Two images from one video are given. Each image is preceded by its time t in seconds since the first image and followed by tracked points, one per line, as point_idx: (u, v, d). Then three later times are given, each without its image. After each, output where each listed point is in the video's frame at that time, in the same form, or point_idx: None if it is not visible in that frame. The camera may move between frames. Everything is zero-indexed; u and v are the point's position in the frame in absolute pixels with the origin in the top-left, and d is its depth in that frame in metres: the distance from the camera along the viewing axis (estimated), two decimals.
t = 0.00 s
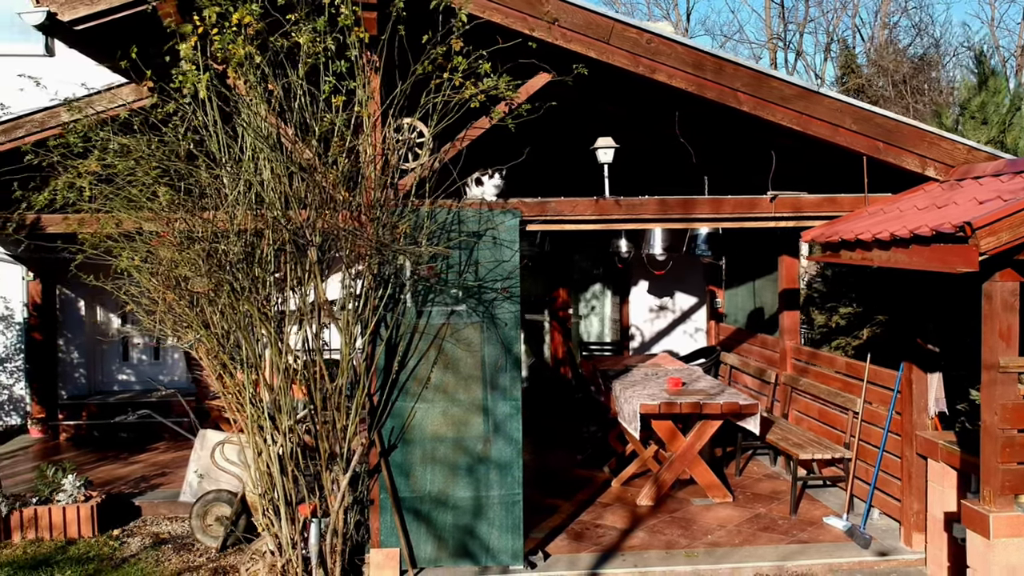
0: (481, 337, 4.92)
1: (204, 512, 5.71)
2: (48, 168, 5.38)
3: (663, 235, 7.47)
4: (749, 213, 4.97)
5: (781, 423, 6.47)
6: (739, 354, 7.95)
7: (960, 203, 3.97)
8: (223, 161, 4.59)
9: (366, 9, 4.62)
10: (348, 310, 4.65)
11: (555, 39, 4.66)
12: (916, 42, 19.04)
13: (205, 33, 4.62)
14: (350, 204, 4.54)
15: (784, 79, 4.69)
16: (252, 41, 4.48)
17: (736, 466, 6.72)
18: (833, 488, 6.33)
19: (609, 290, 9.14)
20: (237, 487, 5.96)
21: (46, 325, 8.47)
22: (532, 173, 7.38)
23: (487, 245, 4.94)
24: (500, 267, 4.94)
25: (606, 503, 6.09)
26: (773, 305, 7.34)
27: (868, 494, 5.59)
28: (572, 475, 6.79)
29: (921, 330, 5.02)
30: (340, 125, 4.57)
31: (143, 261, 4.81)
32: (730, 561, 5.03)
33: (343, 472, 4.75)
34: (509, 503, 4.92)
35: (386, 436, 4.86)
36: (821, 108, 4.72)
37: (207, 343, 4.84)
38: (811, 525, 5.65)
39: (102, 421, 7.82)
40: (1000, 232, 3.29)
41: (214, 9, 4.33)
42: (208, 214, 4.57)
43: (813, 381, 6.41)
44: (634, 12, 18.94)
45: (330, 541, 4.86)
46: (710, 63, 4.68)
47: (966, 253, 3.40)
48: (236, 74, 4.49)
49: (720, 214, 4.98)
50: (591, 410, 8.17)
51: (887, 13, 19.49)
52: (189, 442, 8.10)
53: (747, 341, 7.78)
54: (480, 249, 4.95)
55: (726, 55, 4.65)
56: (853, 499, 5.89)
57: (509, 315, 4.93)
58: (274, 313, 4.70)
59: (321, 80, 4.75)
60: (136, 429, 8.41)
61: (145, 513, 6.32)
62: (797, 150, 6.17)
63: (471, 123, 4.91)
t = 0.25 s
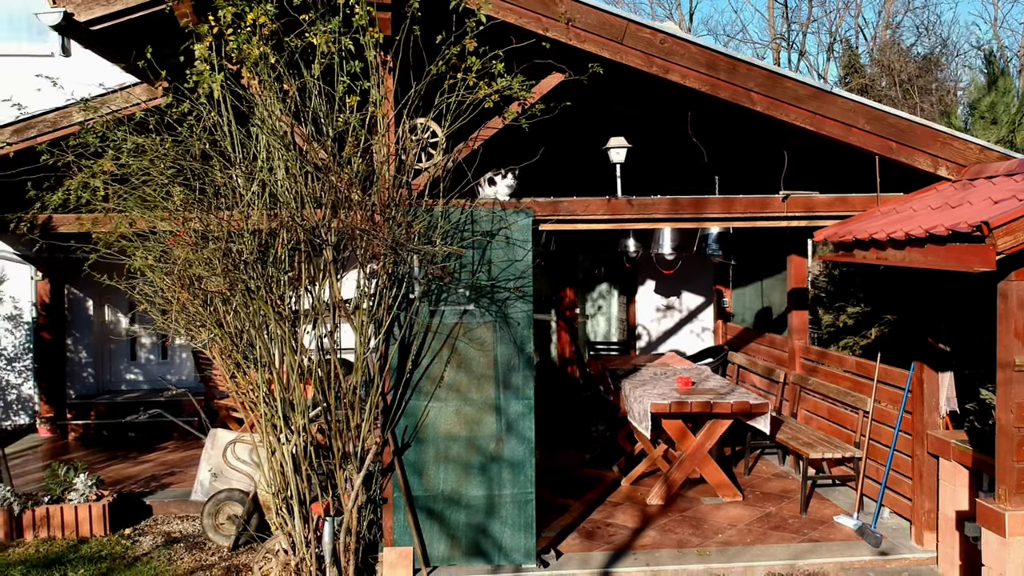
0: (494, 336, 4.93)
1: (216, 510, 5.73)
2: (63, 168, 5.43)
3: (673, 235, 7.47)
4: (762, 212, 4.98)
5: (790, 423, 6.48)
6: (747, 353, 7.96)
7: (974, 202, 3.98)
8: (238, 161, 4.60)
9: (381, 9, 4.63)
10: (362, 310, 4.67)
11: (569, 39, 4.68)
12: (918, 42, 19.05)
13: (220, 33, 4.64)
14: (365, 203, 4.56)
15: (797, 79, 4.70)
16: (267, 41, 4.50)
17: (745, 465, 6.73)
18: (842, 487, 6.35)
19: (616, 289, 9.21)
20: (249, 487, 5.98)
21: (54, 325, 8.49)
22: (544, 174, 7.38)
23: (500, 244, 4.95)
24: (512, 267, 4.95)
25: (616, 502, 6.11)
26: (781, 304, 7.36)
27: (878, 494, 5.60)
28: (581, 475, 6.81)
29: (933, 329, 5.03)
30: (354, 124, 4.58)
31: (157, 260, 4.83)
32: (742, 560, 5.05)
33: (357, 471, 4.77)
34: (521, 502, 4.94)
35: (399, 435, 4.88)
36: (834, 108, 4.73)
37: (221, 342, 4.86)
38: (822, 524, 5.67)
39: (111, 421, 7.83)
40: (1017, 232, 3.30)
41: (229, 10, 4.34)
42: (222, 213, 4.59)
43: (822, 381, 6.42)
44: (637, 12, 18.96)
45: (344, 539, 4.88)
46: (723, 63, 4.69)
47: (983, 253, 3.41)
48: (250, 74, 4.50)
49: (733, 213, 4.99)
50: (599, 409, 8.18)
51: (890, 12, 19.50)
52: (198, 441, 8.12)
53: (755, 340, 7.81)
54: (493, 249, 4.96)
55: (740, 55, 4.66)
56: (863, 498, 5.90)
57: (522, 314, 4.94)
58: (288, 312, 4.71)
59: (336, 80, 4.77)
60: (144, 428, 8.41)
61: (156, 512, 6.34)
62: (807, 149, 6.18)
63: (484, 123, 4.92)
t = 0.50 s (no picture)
0: (510, 335, 4.95)
1: (231, 509, 5.75)
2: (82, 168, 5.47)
3: (684, 234, 7.45)
4: (777, 211, 5.00)
5: (801, 422, 6.49)
6: (756, 352, 7.97)
7: (992, 202, 3.99)
8: (256, 160, 4.63)
9: (398, 9, 4.65)
10: (379, 308, 4.68)
11: (585, 39, 4.69)
12: (922, 41, 19.05)
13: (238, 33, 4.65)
14: (384, 203, 4.58)
15: (813, 79, 4.72)
16: (284, 41, 4.52)
17: (756, 464, 6.74)
18: (854, 486, 6.36)
19: (624, 289, 9.20)
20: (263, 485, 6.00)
21: (65, 323, 8.51)
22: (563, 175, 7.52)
23: (516, 243, 4.96)
24: (528, 266, 4.95)
25: (628, 501, 6.12)
26: (791, 303, 7.36)
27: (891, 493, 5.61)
28: (592, 474, 6.82)
29: (947, 328, 5.04)
30: (371, 124, 4.60)
31: (174, 259, 4.85)
32: (756, 558, 5.06)
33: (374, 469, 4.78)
34: (537, 500, 4.95)
35: (415, 433, 4.89)
36: (850, 107, 4.74)
37: (238, 341, 4.88)
38: (835, 522, 5.68)
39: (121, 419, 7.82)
40: None
41: (248, 9, 4.35)
42: (240, 213, 4.61)
43: (834, 380, 6.43)
44: (641, 11, 18.96)
45: (360, 538, 4.90)
46: (740, 63, 4.71)
47: (1003, 252, 3.43)
48: (269, 74, 4.52)
49: (748, 213, 5.00)
50: (608, 408, 8.20)
51: (894, 12, 19.50)
52: (208, 440, 8.13)
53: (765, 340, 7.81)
54: (508, 248, 4.97)
55: (756, 54, 4.68)
56: (875, 497, 5.92)
57: (538, 313, 4.95)
58: (305, 311, 4.73)
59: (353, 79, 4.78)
60: (154, 427, 8.41)
61: (169, 511, 6.35)
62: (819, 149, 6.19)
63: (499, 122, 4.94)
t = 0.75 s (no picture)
0: (524, 334, 4.95)
1: (244, 508, 5.75)
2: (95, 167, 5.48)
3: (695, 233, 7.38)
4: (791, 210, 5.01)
5: (812, 421, 6.50)
6: (765, 352, 7.98)
7: (1009, 201, 4.00)
8: (272, 159, 4.64)
9: (414, 9, 4.66)
10: (395, 307, 4.69)
11: (602, 39, 4.70)
12: (926, 41, 19.07)
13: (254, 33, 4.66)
14: (400, 202, 4.59)
15: (828, 78, 4.73)
16: (301, 40, 4.53)
17: (767, 463, 6.76)
18: (865, 485, 6.37)
19: (631, 289, 9.20)
20: (275, 484, 6.01)
21: (75, 323, 8.52)
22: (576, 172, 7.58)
23: (531, 243, 4.97)
24: (543, 265, 4.96)
25: (640, 500, 6.13)
26: (801, 302, 7.37)
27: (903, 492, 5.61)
28: (602, 473, 6.83)
29: (961, 328, 5.05)
30: (387, 124, 4.61)
31: (189, 258, 4.86)
32: (770, 557, 5.07)
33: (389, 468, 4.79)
34: (551, 499, 4.96)
35: (430, 432, 4.90)
36: (865, 107, 4.76)
37: (252, 340, 4.90)
38: (847, 521, 5.69)
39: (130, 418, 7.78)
40: None
41: (264, 9, 4.37)
42: (256, 212, 4.63)
43: (845, 379, 6.45)
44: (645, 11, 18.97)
45: (375, 536, 4.90)
46: (755, 62, 4.72)
47: None
48: (285, 73, 4.53)
49: (762, 212, 5.01)
50: (617, 407, 8.21)
51: (897, 12, 19.53)
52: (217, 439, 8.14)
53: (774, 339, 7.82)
54: (523, 247, 4.97)
55: (771, 54, 4.69)
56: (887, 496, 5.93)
57: (552, 312, 4.95)
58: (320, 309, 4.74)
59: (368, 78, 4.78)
60: (163, 426, 8.42)
61: (180, 510, 6.36)
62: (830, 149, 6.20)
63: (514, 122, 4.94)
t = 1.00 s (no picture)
0: (542, 333, 4.96)
1: (259, 506, 5.77)
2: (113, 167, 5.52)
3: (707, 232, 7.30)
4: (808, 210, 5.02)
5: (825, 420, 6.52)
6: (776, 351, 7.99)
7: None
8: (291, 158, 4.65)
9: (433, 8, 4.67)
10: (413, 306, 4.70)
11: (620, 38, 4.71)
12: (930, 41, 19.09)
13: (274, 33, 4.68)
14: (419, 202, 4.59)
15: (846, 77, 4.74)
16: (321, 40, 4.54)
17: (779, 462, 6.77)
18: (878, 484, 6.38)
19: (640, 288, 9.19)
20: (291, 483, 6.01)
21: (86, 322, 8.50)
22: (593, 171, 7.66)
23: (548, 242, 4.98)
24: (560, 264, 4.97)
25: (654, 499, 6.14)
26: (812, 302, 7.39)
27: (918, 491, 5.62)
28: (615, 471, 6.84)
29: (977, 327, 5.05)
30: (406, 123, 4.62)
31: (208, 257, 4.89)
32: (787, 556, 5.08)
33: (407, 466, 4.80)
34: (568, 497, 4.97)
35: (448, 431, 4.91)
36: (883, 106, 4.77)
37: (270, 339, 4.91)
38: (862, 520, 5.70)
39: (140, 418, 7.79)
40: None
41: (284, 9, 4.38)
42: (275, 211, 4.64)
43: (857, 378, 6.46)
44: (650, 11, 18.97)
45: (393, 535, 4.91)
46: (773, 61, 4.73)
47: None
48: (305, 73, 4.55)
49: (779, 211, 5.01)
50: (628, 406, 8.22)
51: (901, 11, 19.53)
52: (228, 438, 8.14)
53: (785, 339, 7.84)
54: (540, 247, 4.98)
55: (789, 53, 4.70)
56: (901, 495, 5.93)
57: (569, 311, 4.96)
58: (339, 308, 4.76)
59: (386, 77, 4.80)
60: (174, 425, 8.43)
61: (194, 509, 6.36)
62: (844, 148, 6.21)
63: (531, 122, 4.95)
